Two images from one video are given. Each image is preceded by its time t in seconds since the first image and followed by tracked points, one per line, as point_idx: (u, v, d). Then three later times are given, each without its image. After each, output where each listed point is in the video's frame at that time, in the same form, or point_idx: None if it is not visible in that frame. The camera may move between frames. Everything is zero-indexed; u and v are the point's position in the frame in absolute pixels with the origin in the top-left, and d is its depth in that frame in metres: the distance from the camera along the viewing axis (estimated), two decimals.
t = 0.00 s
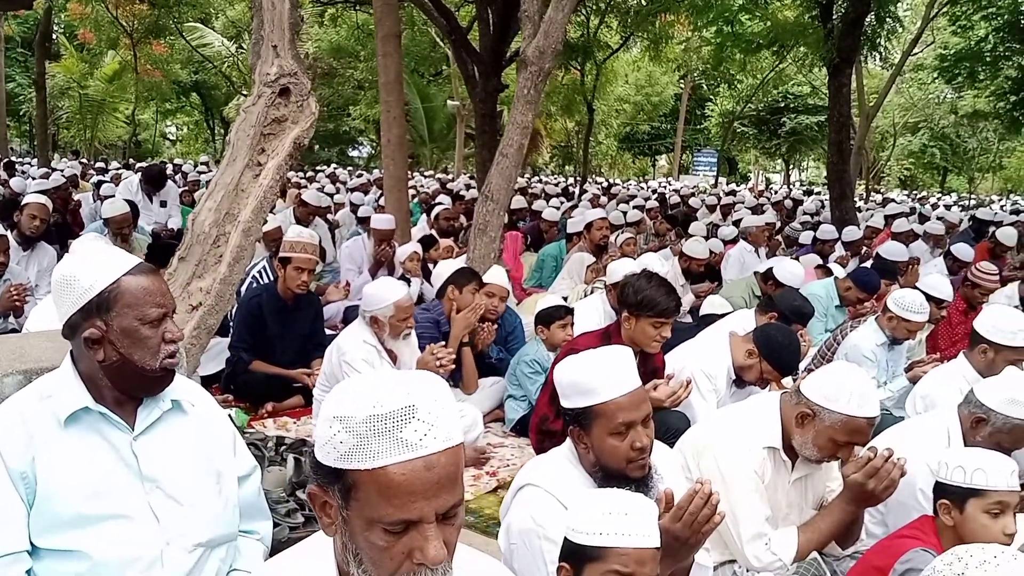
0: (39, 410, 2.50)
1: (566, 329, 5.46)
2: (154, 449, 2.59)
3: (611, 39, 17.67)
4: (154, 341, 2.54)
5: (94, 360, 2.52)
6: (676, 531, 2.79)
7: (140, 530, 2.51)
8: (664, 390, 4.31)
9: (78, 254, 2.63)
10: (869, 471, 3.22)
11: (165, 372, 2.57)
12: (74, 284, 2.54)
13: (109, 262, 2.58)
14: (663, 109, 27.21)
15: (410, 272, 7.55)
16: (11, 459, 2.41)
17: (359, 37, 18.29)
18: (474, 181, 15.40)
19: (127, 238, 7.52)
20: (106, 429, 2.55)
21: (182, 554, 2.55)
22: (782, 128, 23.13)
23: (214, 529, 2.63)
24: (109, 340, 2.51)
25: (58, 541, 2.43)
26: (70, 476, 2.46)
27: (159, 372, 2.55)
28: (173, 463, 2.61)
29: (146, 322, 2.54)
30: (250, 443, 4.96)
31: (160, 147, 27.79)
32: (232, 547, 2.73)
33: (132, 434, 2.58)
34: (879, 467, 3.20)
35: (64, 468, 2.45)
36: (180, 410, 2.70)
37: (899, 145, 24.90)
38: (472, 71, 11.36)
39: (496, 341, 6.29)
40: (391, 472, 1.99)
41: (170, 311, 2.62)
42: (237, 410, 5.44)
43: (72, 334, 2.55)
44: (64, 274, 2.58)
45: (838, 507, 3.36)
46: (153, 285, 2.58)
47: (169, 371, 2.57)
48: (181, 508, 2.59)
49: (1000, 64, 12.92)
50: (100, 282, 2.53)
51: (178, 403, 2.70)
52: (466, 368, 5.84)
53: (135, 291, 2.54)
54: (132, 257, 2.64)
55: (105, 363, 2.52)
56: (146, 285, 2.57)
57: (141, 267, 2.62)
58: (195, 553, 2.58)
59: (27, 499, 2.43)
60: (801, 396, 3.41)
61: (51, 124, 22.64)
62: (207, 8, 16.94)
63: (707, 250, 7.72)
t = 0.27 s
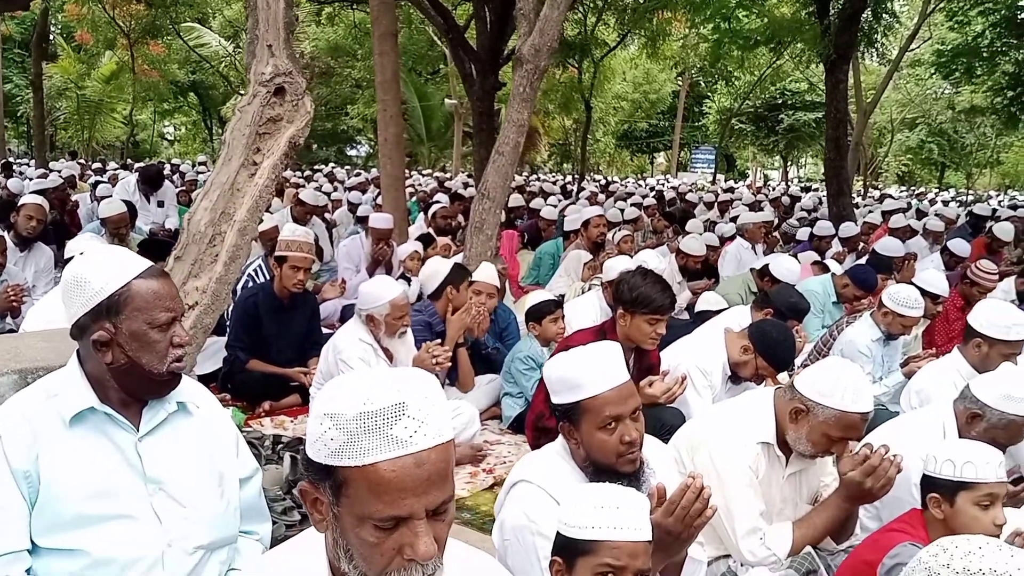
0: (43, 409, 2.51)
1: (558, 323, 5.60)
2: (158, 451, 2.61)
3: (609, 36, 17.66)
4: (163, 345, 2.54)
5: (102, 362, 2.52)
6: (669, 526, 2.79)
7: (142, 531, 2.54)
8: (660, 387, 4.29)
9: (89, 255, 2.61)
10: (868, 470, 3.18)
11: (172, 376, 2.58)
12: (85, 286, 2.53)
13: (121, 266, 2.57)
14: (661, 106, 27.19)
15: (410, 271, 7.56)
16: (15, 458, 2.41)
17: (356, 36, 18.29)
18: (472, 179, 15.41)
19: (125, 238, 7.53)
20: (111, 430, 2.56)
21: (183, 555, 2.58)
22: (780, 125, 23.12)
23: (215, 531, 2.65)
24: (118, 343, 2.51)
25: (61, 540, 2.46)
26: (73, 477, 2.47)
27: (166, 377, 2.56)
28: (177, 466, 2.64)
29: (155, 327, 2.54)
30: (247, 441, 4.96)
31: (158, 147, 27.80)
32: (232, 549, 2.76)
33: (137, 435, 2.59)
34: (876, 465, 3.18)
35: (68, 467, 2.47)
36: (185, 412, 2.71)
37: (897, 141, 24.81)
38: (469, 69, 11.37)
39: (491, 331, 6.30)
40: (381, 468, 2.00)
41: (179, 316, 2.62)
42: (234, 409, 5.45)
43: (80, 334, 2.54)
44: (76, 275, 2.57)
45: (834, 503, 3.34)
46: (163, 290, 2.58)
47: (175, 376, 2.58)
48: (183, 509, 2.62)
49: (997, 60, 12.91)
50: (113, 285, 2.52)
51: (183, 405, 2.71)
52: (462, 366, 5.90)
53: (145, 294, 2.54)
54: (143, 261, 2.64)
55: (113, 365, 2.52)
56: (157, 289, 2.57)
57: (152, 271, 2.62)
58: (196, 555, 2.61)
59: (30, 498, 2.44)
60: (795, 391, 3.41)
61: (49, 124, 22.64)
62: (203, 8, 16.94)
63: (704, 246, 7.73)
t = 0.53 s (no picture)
0: (36, 412, 2.51)
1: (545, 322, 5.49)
2: (149, 458, 2.61)
3: (595, 38, 17.71)
4: (159, 353, 2.53)
5: (97, 368, 2.51)
6: (649, 526, 2.81)
7: (130, 539, 2.53)
8: (643, 388, 4.30)
9: (89, 259, 2.59)
10: (856, 475, 3.13)
11: (166, 384, 2.56)
12: (83, 290, 2.52)
13: (121, 271, 2.55)
14: (648, 108, 27.27)
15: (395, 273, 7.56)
16: (6, 461, 2.41)
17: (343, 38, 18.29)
18: (459, 181, 15.42)
19: (109, 240, 7.51)
20: (104, 436, 2.56)
21: (170, 564, 2.57)
22: (766, 127, 23.27)
23: (203, 540, 2.64)
24: (113, 350, 2.49)
25: (49, 544, 2.46)
26: (63, 482, 2.47)
27: (160, 386, 2.54)
28: (169, 473, 2.64)
29: (152, 335, 2.52)
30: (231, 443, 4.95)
31: (144, 148, 27.69)
32: (220, 557, 2.75)
33: (129, 441, 2.59)
34: (866, 472, 3.12)
35: (58, 472, 2.47)
36: (178, 419, 2.71)
37: (883, 143, 24.98)
38: (455, 71, 11.39)
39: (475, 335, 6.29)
40: (361, 470, 1.99)
41: (177, 324, 2.60)
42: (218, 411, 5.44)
43: (75, 339, 2.53)
44: (75, 279, 2.56)
45: (816, 504, 3.33)
46: (160, 297, 2.56)
47: (170, 384, 2.56)
48: (172, 517, 2.62)
49: (981, 62, 13.03)
50: (113, 290, 2.51)
51: (176, 412, 2.71)
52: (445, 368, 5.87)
53: (143, 301, 2.52)
54: (143, 267, 2.62)
55: (108, 372, 2.51)
56: (154, 297, 2.54)
57: (151, 277, 2.59)
58: (183, 563, 2.60)
59: (19, 502, 2.44)
60: (777, 393, 3.43)
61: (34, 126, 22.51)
62: (189, 9, 16.89)
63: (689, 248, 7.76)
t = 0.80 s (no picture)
0: (36, 412, 2.51)
1: (541, 321, 5.47)
2: (148, 461, 2.60)
3: (589, 42, 17.76)
4: (159, 358, 2.51)
5: (97, 371, 2.51)
6: (640, 527, 2.81)
7: (127, 541, 2.53)
8: (636, 390, 4.33)
9: (94, 261, 2.59)
10: (841, 474, 3.14)
11: (165, 389, 2.55)
12: (85, 292, 2.51)
13: (123, 275, 2.55)
14: (642, 112, 27.34)
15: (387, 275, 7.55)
16: (5, 462, 2.41)
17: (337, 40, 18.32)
18: (453, 183, 15.44)
19: (101, 241, 7.51)
20: (103, 438, 2.56)
21: (166, 567, 2.56)
22: (759, 131, 23.37)
23: (199, 545, 2.64)
24: (113, 353, 2.49)
25: (46, 545, 2.45)
26: (61, 482, 2.46)
27: (160, 390, 2.53)
28: (167, 477, 2.63)
29: (151, 341, 2.51)
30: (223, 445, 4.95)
31: (137, 150, 27.65)
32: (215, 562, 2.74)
33: (128, 444, 2.58)
34: (851, 470, 3.13)
35: (56, 473, 2.46)
36: (177, 423, 2.71)
37: (875, 148, 25.09)
38: (450, 74, 11.40)
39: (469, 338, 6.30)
40: (350, 470, 2.00)
41: (178, 330, 2.59)
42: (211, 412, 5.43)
43: (77, 341, 2.53)
44: (77, 280, 2.55)
45: (805, 505, 3.33)
46: (160, 303, 2.55)
47: (168, 389, 2.55)
48: (168, 520, 2.61)
49: (973, 68, 13.09)
50: (114, 294, 2.50)
51: (176, 416, 2.71)
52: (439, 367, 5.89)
53: (145, 305, 2.52)
54: (145, 271, 2.61)
55: (108, 374, 2.50)
56: (153, 302, 2.53)
57: (152, 282, 2.58)
58: (179, 567, 2.59)
59: (16, 503, 2.43)
60: (767, 396, 3.44)
61: (27, 127, 22.47)
62: (184, 11, 16.90)
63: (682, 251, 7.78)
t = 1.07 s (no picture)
0: (41, 402, 2.53)
1: (549, 317, 5.36)
2: (152, 451, 2.62)
3: (595, 36, 17.74)
4: (159, 349, 2.53)
5: (99, 361, 2.53)
6: (641, 518, 2.83)
7: (131, 531, 2.55)
8: (638, 382, 4.37)
9: (99, 252, 2.62)
10: (842, 465, 3.17)
11: (167, 379, 2.56)
12: (89, 283, 2.54)
13: (128, 266, 2.57)
14: (647, 106, 27.30)
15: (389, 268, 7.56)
16: (10, 452, 2.43)
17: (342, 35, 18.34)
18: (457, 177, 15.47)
19: (107, 235, 7.54)
20: (107, 428, 2.58)
21: (170, 555, 2.59)
22: (764, 125, 23.35)
23: (202, 534, 2.66)
24: (114, 344, 2.52)
25: (51, 534, 2.48)
26: (66, 472, 2.49)
27: (161, 380, 2.55)
28: (171, 466, 2.66)
29: (152, 332, 2.53)
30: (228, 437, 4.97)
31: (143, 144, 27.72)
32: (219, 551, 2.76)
33: (132, 434, 2.60)
34: (852, 461, 3.17)
35: (61, 463, 2.49)
36: (181, 413, 2.72)
37: (881, 142, 25.01)
38: (454, 68, 11.41)
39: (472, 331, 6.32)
40: (350, 455, 2.02)
41: (178, 322, 2.61)
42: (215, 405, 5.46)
43: (80, 332, 2.55)
44: (82, 270, 2.58)
45: (807, 496, 3.34)
46: (162, 294, 2.57)
47: (170, 379, 2.57)
48: (172, 509, 2.63)
49: (979, 61, 13.06)
50: (118, 284, 2.52)
51: (179, 406, 2.72)
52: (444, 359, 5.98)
53: (146, 297, 2.54)
54: (148, 262, 2.63)
55: (109, 365, 2.53)
56: (154, 293, 2.56)
57: (155, 273, 2.60)
58: (183, 556, 2.62)
59: (22, 492, 2.46)
60: (769, 387, 3.45)
61: (33, 122, 22.55)
62: (189, 5, 16.95)
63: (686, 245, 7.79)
